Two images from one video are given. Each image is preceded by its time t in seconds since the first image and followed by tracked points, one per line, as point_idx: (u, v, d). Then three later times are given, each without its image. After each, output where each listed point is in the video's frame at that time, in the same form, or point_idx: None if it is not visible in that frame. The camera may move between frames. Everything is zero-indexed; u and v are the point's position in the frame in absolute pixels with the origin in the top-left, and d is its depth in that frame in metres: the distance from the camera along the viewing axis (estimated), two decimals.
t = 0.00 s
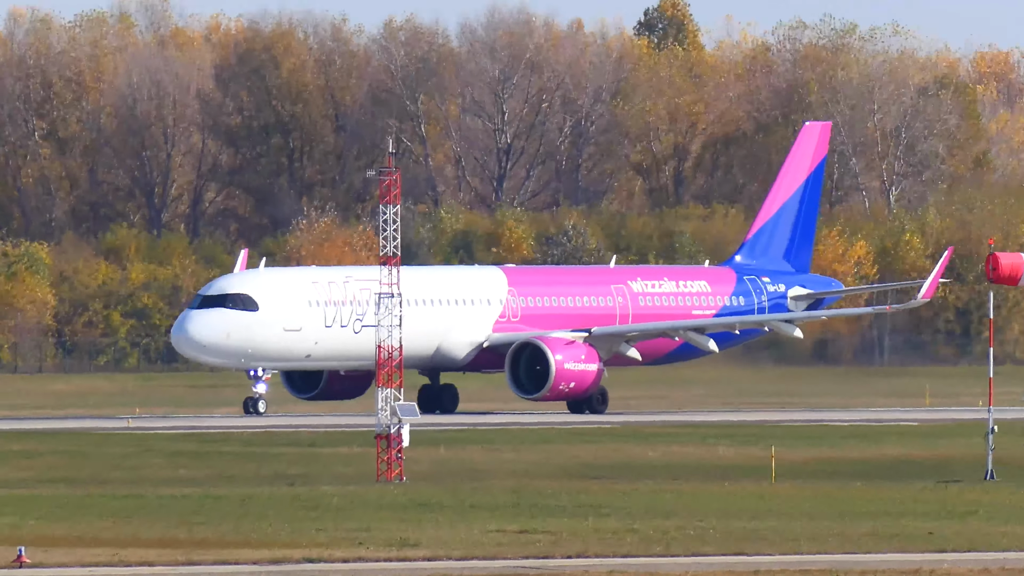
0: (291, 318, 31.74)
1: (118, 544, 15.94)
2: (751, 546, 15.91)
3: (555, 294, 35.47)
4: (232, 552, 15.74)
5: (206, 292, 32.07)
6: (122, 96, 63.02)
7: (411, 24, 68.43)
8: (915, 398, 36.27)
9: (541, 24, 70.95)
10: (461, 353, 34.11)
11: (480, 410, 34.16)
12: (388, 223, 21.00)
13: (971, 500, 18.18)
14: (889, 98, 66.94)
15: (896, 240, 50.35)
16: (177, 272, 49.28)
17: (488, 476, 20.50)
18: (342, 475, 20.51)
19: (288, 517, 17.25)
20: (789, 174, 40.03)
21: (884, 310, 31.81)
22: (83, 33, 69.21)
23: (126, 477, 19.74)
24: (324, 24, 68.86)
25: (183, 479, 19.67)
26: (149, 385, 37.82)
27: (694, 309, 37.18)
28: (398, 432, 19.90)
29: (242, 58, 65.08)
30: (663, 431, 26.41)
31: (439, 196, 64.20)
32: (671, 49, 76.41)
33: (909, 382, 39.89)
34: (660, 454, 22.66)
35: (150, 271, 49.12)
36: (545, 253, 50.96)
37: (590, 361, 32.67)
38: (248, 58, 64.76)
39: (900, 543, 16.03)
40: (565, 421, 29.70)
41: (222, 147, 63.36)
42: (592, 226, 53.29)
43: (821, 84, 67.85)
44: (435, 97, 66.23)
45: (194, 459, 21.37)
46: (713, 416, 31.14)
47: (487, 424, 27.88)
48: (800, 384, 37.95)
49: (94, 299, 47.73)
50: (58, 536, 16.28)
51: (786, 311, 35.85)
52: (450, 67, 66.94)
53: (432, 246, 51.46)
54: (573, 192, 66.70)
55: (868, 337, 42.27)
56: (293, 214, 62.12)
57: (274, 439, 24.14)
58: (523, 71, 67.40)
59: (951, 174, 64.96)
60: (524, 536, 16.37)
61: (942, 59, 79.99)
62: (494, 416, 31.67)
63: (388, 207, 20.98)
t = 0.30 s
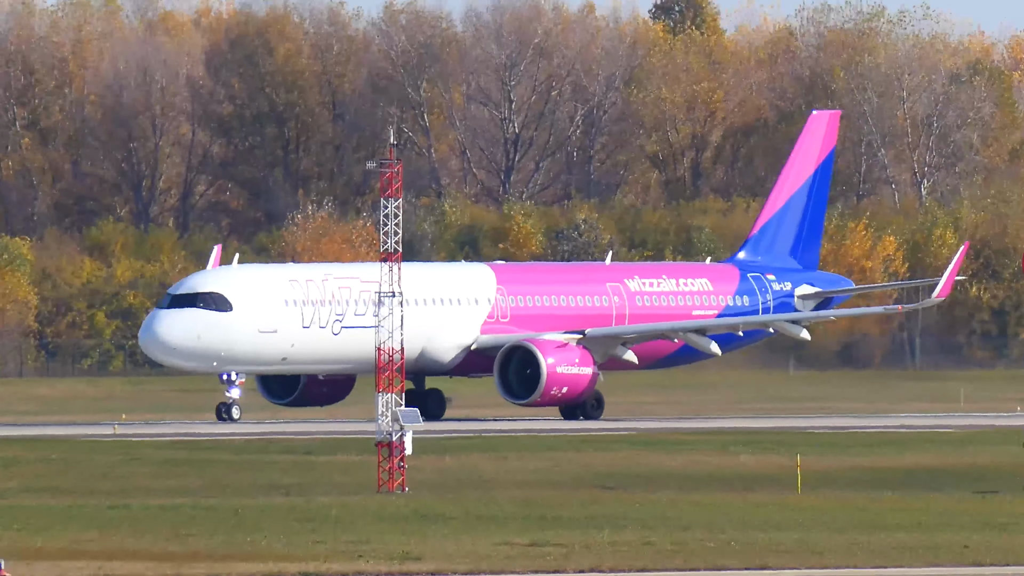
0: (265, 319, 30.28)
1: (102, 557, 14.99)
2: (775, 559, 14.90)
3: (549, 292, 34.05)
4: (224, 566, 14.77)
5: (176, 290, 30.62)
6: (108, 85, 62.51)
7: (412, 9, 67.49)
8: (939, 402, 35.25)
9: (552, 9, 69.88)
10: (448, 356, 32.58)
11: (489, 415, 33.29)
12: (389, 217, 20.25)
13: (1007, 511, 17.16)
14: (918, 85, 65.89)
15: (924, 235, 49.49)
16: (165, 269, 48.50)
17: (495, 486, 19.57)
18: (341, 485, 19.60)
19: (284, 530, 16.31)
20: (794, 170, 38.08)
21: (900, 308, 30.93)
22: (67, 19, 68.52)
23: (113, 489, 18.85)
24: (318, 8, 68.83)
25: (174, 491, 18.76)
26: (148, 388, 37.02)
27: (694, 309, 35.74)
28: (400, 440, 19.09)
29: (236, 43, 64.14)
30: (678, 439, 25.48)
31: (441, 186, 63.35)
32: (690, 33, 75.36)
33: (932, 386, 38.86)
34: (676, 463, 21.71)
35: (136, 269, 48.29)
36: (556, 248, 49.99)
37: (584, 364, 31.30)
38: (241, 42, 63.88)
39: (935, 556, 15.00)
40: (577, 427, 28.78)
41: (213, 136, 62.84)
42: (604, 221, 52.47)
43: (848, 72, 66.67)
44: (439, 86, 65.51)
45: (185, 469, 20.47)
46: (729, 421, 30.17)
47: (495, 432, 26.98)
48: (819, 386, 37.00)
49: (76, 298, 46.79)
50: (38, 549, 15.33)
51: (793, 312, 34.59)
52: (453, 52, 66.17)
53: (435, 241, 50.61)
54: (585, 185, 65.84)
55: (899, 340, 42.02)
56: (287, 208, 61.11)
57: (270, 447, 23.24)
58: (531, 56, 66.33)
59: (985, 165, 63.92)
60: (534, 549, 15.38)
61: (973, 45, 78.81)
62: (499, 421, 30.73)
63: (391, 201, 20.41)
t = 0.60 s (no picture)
0: (243, 319, 29.70)
1: (92, 568, 14.37)
2: (797, 570, 14.22)
3: (541, 291, 33.36)
4: None
5: (150, 289, 29.94)
6: (99, 77, 62.34)
7: None
8: (960, 405, 34.53)
9: None
10: (432, 356, 31.86)
11: (498, 419, 32.74)
12: (392, 210, 20.25)
13: None
14: (946, 74, 65.00)
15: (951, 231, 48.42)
16: (158, 266, 47.86)
17: (504, 493, 18.96)
18: (343, 492, 19.01)
19: (283, 538, 15.68)
20: (796, 161, 37.33)
21: (905, 306, 30.26)
22: (55, 6, 67.83)
23: (107, 497, 18.30)
24: None
25: (171, 498, 18.21)
26: (154, 391, 36.49)
27: (691, 308, 34.93)
28: (404, 444, 18.51)
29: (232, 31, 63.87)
30: (695, 444, 24.82)
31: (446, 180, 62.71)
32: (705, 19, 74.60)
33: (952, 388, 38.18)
34: (693, 470, 21.09)
35: (129, 265, 47.64)
36: (566, 244, 49.34)
37: (575, 366, 30.59)
38: (237, 31, 63.47)
39: (965, 567, 14.31)
40: (588, 432, 28.18)
41: (207, 128, 62.96)
42: (615, 215, 51.81)
43: (870, 61, 65.66)
44: (442, 74, 65.06)
45: (182, 476, 19.92)
46: (744, 425, 29.53)
47: (504, 436, 26.34)
48: (836, 390, 36.29)
49: (67, 297, 46.31)
50: (27, 558, 14.71)
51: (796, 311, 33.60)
52: (459, 40, 65.57)
53: (440, 237, 50.05)
54: (597, 177, 65.10)
55: (926, 339, 42.11)
56: (285, 204, 60.31)
57: (272, 452, 22.68)
58: (540, 44, 65.45)
59: (1016, 158, 63.54)
60: (544, 560, 14.72)
61: (1001, 31, 77.57)
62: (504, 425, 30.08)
63: (394, 193, 20.39)
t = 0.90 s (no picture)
0: (221, 318, 29.07)
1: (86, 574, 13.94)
2: None
3: (530, 290, 32.67)
4: None
5: (125, 288, 29.30)
6: (96, 69, 61.58)
7: None
8: (977, 406, 34.01)
9: None
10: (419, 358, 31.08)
11: (506, 421, 32.32)
12: (396, 206, 19.91)
13: None
14: (971, 66, 64.35)
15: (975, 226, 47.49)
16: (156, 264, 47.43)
17: (514, 498, 18.52)
18: (348, 497, 18.58)
19: (284, 545, 15.25)
20: (795, 155, 36.71)
21: (909, 304, 29.73)
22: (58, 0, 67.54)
23: (105, 502, 17.88)
24: None
25: (170, 503, 17.80)
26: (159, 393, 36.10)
27: (686, 308, 34.20)
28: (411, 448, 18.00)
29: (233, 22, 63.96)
30: (712, 447, 24.34)
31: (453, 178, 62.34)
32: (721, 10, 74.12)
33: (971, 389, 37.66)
34: (708, 474, 20.63)
35: (126, 264, 47.22)
36: (576, 242, 48.88)
37: (565, 366, 29.99)
38: (237, 21, 63.68)
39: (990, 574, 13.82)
40: (598, 434, 27.75)
41: (208, 122, 62.68)
42: (628, 212, 51.29)
43: (892, 51, 64.76)
44: (450, 67, 64.90)
45: (182, 481, 19.50)
46: (759, 427, 29.07)
47: (514, 439, 25.88)
48: (851, 392, 35.80)
49: (62, 296, 46.04)
50: (19, 564, 14.29)
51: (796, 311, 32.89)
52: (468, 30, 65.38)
53: (446, 234, 49.68)
54: (608, 173, 64.68)
55: (949, 341, 42.15)
56: (287, 199, 60.50)
57: (277, 455, 22.26)
58: (550, 34, 64.81)
59: None
60: (554, 567, 14.28)
61: None
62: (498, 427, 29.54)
63: (399, 188, 20.02)
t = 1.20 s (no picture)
0: (209, 319, 28.86)
1: None
2: None
3: (525, 290, 32.44)
4: None
5: (112, 288, 29.12)
6: (104, 66, 61.48)
7: None
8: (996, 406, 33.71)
9: None
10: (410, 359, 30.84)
11: (519, 423, 32.13)
12: (409, 205, 19.71)
13: None
14: (993, 61, 63.92)
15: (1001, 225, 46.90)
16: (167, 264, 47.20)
17: (530, 501, 18.31)
18: (360, 500, 18.38)
19: (297, 549, 15.06)
20: (794, 150, 36.43)
21: (908, 304, 29.23)
22: None
23: (116, 505, 17.70)
24: None
25: (180, 506, 17.62)
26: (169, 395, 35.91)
27: (682, 308, 33.90)
28: (425, 449, 17.99)
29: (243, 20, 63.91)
30: (731, 450, 24.08)
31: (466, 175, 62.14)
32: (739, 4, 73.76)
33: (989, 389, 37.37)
34: (727, 476, 20.40)
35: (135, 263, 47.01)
36: (592, 241, 48.61)
37: (558, 368, 29.81)
38: (248, 18, 63.47)
39: None
40: (614, 436, 27.54)
41: (218, 121, 62.61)
42: (646, 210, 51.01)
43: (911, 46, 64.42)
44: (463, 64, 64.78)
45: (193, 484, 19.32)
46: (776, 429, 28.84)
47: (527, 442, 25.67)
48: (867, 393, 35.54)
49: (70, 297, 45.92)
50: (28, 569, 14.13)
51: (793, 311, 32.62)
52: (482, 27, 64.91)
53: (460, 234, 49.51)
54: (623, 172, 64.03)
55: (972, 341, 42.53)
56: (297, 197, 60.39)
57: (289, 458, 22.06)
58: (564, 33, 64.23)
59: None
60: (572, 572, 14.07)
61: None
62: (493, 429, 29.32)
63: (411, 187, 19.87)
